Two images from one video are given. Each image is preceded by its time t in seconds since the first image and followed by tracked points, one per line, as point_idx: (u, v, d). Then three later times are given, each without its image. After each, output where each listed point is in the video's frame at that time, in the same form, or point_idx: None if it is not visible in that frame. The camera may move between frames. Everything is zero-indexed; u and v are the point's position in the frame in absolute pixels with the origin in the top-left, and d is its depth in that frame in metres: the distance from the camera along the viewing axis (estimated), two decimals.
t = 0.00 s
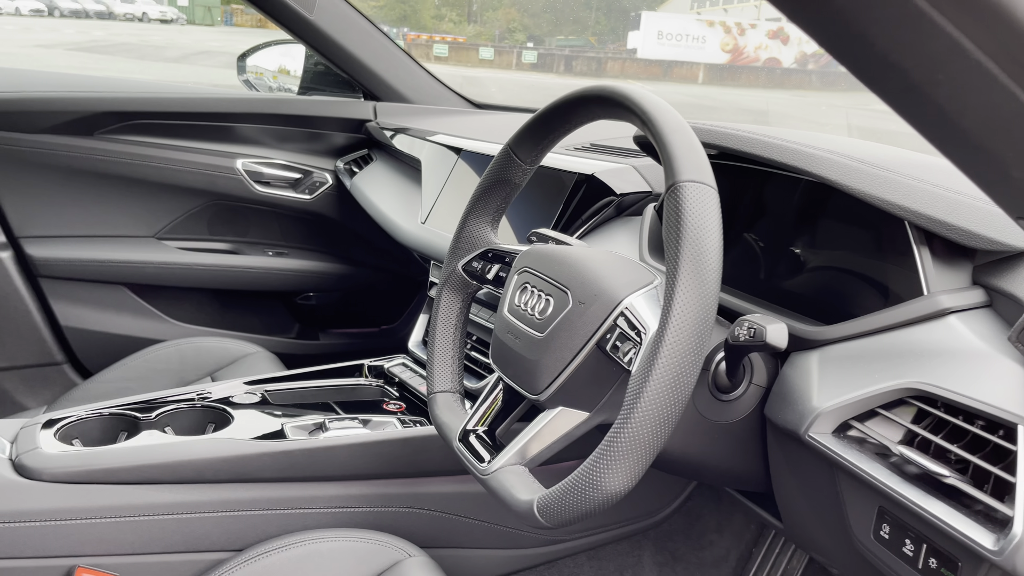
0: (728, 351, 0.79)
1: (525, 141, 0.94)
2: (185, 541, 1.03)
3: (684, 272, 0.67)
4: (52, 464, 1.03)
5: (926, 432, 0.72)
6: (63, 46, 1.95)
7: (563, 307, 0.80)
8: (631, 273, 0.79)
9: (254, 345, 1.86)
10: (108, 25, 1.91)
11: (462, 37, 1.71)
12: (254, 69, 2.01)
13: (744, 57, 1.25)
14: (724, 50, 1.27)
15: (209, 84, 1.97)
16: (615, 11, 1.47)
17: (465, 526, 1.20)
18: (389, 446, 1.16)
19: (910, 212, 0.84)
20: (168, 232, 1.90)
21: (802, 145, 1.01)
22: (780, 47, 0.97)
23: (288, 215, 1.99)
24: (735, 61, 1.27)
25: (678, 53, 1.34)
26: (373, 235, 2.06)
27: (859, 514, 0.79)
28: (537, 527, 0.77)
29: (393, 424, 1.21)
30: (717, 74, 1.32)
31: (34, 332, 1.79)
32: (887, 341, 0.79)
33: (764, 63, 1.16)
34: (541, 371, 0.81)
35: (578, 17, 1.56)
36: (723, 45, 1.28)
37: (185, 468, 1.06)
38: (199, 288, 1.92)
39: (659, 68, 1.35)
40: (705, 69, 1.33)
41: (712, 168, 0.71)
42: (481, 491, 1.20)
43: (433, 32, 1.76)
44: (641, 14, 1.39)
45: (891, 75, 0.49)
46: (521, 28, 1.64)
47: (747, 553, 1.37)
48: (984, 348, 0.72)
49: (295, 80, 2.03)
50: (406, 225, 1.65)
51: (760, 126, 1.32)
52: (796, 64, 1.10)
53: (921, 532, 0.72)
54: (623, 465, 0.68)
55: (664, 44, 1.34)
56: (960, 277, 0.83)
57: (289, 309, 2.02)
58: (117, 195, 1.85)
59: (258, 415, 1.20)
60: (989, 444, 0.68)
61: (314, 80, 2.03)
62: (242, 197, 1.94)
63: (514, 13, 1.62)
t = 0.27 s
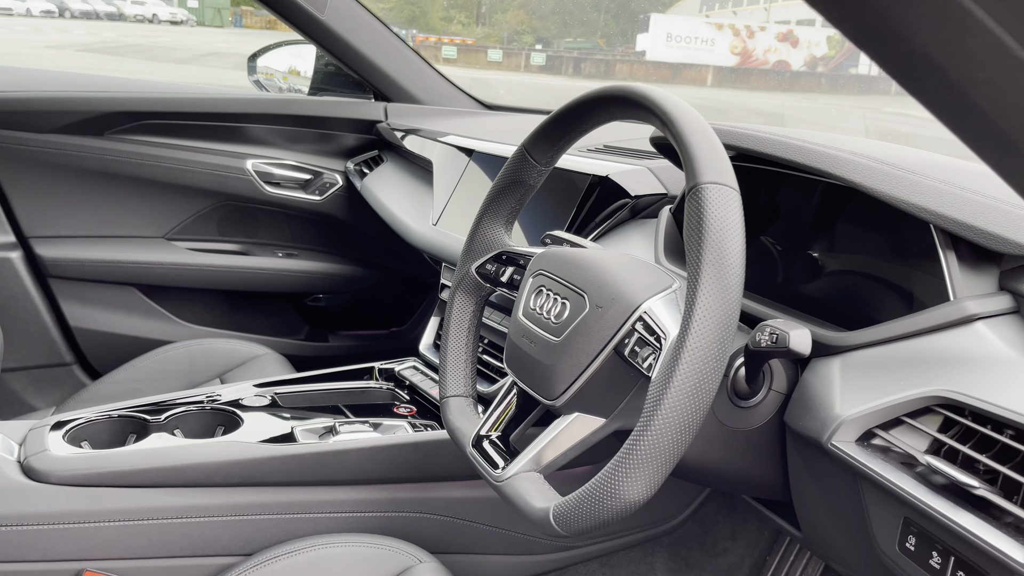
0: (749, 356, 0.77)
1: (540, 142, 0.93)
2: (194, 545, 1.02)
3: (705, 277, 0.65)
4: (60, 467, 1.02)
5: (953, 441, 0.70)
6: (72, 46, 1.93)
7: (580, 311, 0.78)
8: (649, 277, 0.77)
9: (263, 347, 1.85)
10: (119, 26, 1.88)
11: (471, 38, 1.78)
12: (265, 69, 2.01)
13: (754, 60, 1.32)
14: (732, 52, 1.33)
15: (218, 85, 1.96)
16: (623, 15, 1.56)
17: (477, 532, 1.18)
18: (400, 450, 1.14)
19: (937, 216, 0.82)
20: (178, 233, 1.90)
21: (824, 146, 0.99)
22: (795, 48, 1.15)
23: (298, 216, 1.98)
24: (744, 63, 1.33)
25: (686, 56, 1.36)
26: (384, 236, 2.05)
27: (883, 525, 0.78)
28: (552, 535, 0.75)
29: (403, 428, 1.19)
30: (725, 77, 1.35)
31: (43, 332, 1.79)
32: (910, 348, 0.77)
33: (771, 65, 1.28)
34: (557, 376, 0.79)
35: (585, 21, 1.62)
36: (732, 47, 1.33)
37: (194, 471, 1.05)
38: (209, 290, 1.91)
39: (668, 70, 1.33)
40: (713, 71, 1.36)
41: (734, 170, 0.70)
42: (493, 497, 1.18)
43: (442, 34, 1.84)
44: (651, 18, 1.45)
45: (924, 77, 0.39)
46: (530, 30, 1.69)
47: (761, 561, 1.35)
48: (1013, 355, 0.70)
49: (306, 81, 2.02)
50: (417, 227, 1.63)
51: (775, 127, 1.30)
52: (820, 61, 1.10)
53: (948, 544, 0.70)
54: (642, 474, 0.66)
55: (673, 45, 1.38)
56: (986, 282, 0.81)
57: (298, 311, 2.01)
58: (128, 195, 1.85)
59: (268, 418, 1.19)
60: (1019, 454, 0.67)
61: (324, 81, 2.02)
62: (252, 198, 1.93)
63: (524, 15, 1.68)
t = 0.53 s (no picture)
0: (769, 363, 0.76)
1: (555, 143, 0.91)
2: (201, 550, 1.02)
3: (727, 282, 0.64)
4: (67, 470, 1.01)
5: (980, 452, 0.68)
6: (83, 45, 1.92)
7: (595, 315, 0.77)
8: (667, 281, 0.76)
9: (271, 348, 1.83)
10: (128, 25, 1.87)
11: (478, 39, 1.79)
12: (273, 69, 2.00)
13: (762, 62, 1.34)
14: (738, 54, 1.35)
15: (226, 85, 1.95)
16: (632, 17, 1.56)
17: (487, 538, 1.17)
18: (409, 454, 1.13)
19: (965, 220, 0.81)
20: (186, 233, 1.89)
21: (846, 147, 0.97)
22: (806, 50, 1.21)
23: (307, 217, 1.97)
24: (752, 66, 1.35)
25: (694, 57, 1.42)
26: (393, 237, 2.03)
27: (907, 537, 0.76)
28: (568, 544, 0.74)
29: (413, 432, 1.18)
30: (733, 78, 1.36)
31: (51, 332, 1.78)
32: (935, 355, 0.75)
33: (780, 65, 1.31)
34: (572, 382, 0.77)
35: (592, 23, 1.63)
36: (740, 49, 1.36)
37: (202, 475, 1.04)
38: (217, 290, 1.90)
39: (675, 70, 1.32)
40: (720, 72, 1.35)
41: (755, 172, 0.68)
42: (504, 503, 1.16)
43: (449, 35, 1.84)
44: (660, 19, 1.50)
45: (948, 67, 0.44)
46: (538, 31, 1.70)
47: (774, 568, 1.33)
48: None
49: (314, 81, 2.01)
50: (427, 228, 1.61)
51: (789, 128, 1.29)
52: (834, 60, 1.15)
53: (975, 558, 0.68)
54: (661, 483, 0.64)
55: (680, 47, 1.45)
56: (1014, 288, 0.80)
57: (306, 312, 2.00)
58: (136, 195, 1.84)
59: (276, 421, 1.18)
60: None
61: (334, 81, 2.01)
62: (261, 198, 1.92)
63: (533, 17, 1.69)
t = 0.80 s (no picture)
0: (801, 372, 0.74)
1: (579, 145, 0.89)
2: (217, 556, 1.01)
3: (765, 290, 0.62)
4: (81, 474, 1.00)
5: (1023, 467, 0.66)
6: (94, 45, 1.90)
7: (623, 322, 0.75)
8: (697, 288, 0.74)
9: (283, 349, 1.82)
10: (137, 24, 1.89)
11: (486, 39, 1.79)
12: (286, 68, 1.99)
13: (770, 62, 1.41)
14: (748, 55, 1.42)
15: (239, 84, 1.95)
16: (638, 17, 1.62)
17: (506, 545, 1.15)
18: (427, 460, 1.11)
19: (1008, 227, 0.79)
20: (199, 233, 1.88)
21: (884, 151, 0.95)
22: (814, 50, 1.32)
23: (320, 217, 1.96)
24: (761, 66, 1.41)
25: (702, 57, 1.46)
26: (406, 238, 2.02)
27: (947, 554, 0.74)
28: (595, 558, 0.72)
29: (430, 437, 1.17)
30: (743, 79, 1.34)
31: (63, 333, 1.77)
32: (973, 365, 0.73)
33: (788, 68, 1.40)
34: (599, 390, 0.75)
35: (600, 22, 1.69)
36: (749, 50, 1.42)
37: (218, 480, 1.03)
38: (230, 291, 1.89)
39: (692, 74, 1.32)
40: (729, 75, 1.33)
41: (792, 177, 0.66)
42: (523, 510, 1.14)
43: (458, 35, 1.82)
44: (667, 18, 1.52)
45: None
46: (547, 31, 1.74)
47: None
48: None
49: (327, 80, 1.99)
50: (443, 230, 1.59)
51: (809, 130, 1.27)
52: (842, 61, 1.27)
53: None
54: (695, 497, 0.63)
55: (689, 47, 1.49)
56: None
57: (319, 313, 1.99)
58: (149, 194, 1.83)
59: (292, 424, 1.17)
60: None
61: (347, 80, 1.99)
62: (274, 198, 1.91)
63: (543, 18, 1.72)
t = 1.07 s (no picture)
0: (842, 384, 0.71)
1: (610, 148, 0.87)
2: (235, 564, 0.99)
3: (812, 301, 0.60)
4: (98, 480, 0.98)
5: None
6: (101, 44, 1.85)
7: (659, 331, 0.72)
8: (736, 296, 0.72)
9: (297, 351, 1.80)
10: (145, 23, 1.87)
11: (493, 39, 1.76)
12: (299, 68, 1.97)
13: (778, 63, 1.38)
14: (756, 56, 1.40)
15: (253, 83, 1.94)
16: (646, 16, 1.56)
17: (527, 554, 1.12)
18: (449, 467, 1.09)
19: None
20: (213, 233, 1.87)
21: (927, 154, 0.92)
22: (822, 52, 1.33)
23: (334, 218, 1.94)
24: (769, 67, 1.38)
25: (710, 58, 1.46)
26: (421, 239, 2.00)
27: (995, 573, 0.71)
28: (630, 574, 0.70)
29: (450, 443, 1.15)
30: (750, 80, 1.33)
31: (76, 334, 1.76)
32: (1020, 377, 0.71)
33: (795, 69, 1.37)
34: (633, 401, 0.73)
35: (608, 22, 1.61)
36: (756, 50, 1.40)
37: (237, 487, 1.01)
38: (242, 292, 1.88)
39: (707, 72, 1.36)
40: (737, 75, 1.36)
41: (839, 182, 0.64)
42: (545, 519, 1.12)
43: (464, 33, 1.79)
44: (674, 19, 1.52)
45: None
46: (553, 31, 1.68)
47: None
48: None
49: (340, 80, 1.98)
50: (462, 232, 1.56)
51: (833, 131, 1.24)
52: (851, 63, 1.29)
53: None
54: (739, 515, 0.60)
55: (697, 48, 1.49)
56: None
57: (332, 315, 1.97)
58: (162, 195, 1.82)
59: (310, 429, 1.15)
60: None
61: (362, 80, 1.98)
62: (289, 199, 1.90)
63: (548, 18, 1.66)
